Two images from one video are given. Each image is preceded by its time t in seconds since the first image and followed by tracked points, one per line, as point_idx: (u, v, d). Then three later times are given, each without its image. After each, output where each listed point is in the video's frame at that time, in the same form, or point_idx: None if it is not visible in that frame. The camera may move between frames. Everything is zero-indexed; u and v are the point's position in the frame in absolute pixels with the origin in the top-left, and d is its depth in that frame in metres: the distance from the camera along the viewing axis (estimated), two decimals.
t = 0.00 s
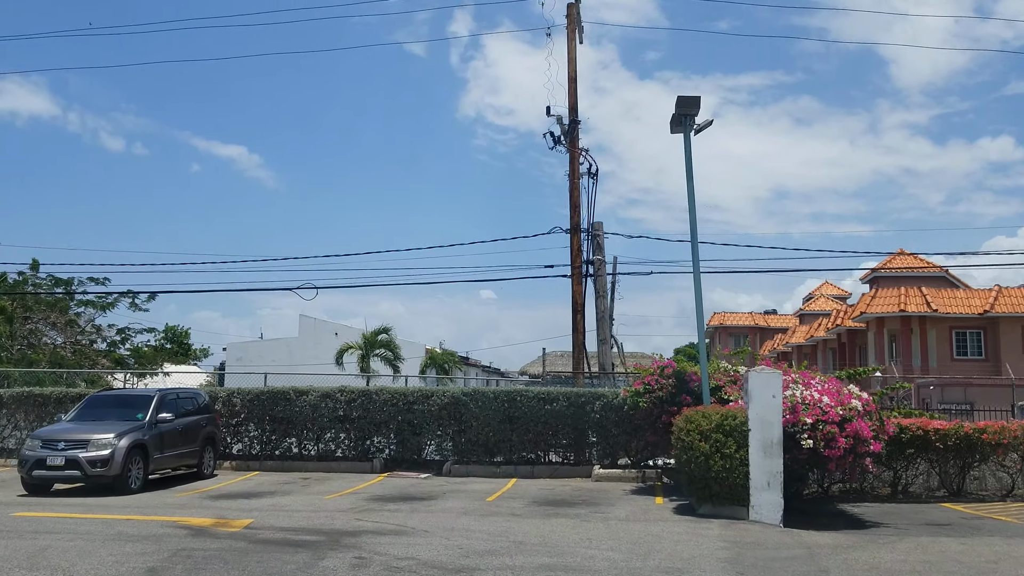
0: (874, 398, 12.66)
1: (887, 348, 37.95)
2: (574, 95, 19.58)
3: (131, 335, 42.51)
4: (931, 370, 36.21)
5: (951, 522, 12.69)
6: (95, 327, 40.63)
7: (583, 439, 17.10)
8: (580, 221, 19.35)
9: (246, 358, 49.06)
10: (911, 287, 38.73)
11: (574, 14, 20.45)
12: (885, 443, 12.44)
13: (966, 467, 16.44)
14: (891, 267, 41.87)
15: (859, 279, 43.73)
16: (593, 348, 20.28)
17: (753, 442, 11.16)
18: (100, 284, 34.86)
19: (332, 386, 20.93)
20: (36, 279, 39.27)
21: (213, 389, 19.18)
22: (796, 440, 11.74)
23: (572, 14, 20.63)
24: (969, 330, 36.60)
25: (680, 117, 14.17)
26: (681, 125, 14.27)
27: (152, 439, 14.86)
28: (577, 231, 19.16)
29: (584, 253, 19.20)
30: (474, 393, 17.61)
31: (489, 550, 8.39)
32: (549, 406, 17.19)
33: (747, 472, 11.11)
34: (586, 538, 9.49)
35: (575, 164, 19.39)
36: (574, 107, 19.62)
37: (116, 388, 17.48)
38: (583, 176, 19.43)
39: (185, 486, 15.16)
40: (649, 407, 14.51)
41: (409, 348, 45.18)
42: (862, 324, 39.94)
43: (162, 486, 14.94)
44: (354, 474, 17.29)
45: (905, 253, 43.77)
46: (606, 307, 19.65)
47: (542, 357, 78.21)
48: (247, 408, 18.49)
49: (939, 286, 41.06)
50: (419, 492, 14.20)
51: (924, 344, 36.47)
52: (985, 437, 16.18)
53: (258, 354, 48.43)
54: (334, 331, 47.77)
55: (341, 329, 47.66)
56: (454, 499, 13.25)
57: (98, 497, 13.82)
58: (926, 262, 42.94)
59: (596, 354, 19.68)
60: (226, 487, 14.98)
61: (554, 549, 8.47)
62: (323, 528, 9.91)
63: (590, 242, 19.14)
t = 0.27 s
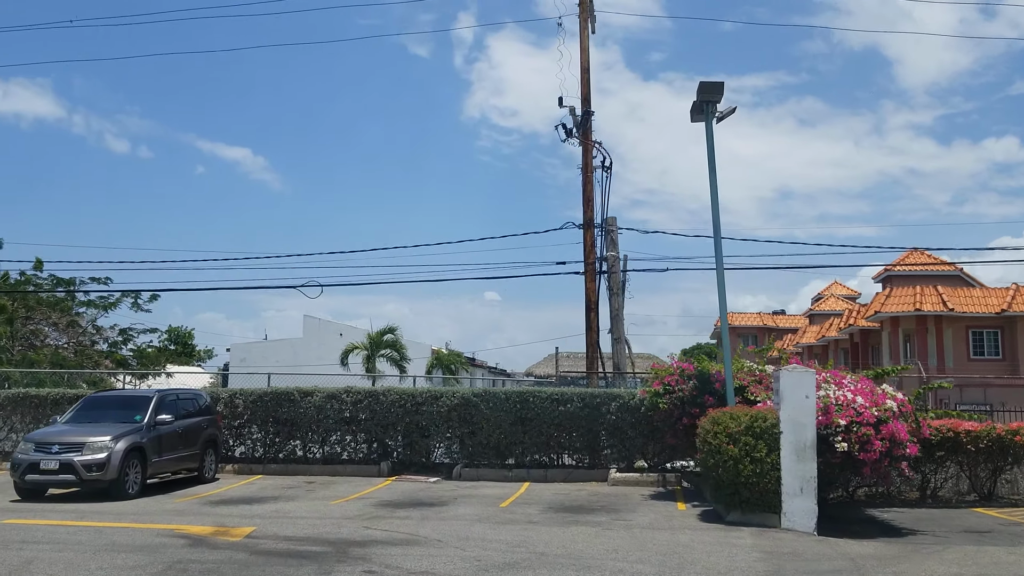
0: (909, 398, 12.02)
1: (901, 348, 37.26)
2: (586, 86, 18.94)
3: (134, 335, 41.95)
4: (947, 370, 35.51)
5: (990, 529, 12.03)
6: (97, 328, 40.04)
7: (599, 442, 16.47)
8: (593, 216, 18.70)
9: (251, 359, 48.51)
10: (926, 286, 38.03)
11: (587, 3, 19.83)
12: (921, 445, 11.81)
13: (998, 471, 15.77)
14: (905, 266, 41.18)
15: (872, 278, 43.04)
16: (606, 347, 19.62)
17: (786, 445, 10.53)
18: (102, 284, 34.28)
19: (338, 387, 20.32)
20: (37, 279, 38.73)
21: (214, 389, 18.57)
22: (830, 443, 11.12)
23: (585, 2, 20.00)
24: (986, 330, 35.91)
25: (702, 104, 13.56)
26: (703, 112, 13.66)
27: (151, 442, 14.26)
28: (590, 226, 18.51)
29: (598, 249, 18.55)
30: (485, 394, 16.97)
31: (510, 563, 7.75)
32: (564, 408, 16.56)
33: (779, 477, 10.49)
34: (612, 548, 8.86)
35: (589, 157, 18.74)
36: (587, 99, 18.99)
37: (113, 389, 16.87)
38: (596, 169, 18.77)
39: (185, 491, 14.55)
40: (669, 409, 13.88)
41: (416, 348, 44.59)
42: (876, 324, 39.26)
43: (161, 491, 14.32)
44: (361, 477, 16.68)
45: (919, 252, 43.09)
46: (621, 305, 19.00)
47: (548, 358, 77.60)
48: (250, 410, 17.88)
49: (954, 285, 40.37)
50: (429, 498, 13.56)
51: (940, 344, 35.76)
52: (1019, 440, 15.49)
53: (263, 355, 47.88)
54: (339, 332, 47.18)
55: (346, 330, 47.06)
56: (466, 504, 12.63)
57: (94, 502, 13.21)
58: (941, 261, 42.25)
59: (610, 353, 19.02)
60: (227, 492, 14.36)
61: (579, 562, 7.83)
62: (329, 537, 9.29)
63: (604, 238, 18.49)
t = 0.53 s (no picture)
0: (961, 398, 11.32)
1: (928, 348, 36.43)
2: (611, 76, 18.30)
3: (147, 335, 41.54)
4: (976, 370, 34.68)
5: None
6: (110, 328, 39.56)
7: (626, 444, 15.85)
8: (617, 210, 18.06)
9: (265, 359, 48.09)
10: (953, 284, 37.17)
11: None
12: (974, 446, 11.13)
13: None
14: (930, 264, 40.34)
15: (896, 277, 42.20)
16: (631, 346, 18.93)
17: (834, 449, 9.88)
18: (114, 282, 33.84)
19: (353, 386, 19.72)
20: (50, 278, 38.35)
21: (226, 389, 18.02)
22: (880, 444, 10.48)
23: None
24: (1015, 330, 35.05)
25: (738, 89, 12.89)
26: (739, 97, 13.02)
27: (161, 443, 13.70)
28: (614, 220, 17.87)
29: (623, 244, 17.91)
30: (506, 393, 16.32)
31: None
32: (589, 408, 15.91)
33: (826, 482, 9.86)
34: (652, 559, 8.24)
35: (613, 149, 18.10)
36: (610, 88, 18.35)
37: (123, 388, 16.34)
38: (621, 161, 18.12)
39: (196, 495, 14.00)
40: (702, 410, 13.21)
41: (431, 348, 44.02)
42: (901, 323, 38.45)
43: (170, 495, 13.75)
44: (379, 481, 16.09)
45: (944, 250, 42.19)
46: (646, 302, 18.31)
47: (563, 360, 77.03)
48: (263, 410, 17.31)
49: (981, 283, 39.52)
50: (451, 502, 12.96)
51: (968, 344, 34.90)
52: None
53: (277, 355, 47.44)
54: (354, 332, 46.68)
55: (361, 330, 46.52)
56: (490, 510, 12.02)
57: (101, 506, 12.66)
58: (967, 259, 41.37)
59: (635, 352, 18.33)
60: (240, 496, 13.80)
61: None
62: (347, 547, 8.69)
63: (628, 232, 17.83)
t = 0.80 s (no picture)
0: (1012, 399, 10.66)
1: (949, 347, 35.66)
2: (630, 65, 17.71)
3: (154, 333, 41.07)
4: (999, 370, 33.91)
5: None
6: (118, 327, 39.03)
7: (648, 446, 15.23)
8: (637, 203, 17.40)
9: (273, 358, 47.59)
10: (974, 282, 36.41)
11: None
12: None
13: None
14: (951, 262, 39.56)
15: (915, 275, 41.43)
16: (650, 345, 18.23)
17: (882, 453, 9.28)
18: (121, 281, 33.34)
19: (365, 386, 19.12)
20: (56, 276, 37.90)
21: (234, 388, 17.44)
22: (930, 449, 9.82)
23: None
24: None
25: (771, 73, 12.39)
26: (771, 82, 12.50)
27: (165, 445, 13.12)
28: (634, 213, 17.20)
29: (643, 238, 17.25)
30: (523, 393, 15.68)
31: None
32: (610, 409, 15.28)
33: (872, 489, 9.26)
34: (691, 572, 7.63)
35: (633, 140, 17.46)
36: (630, 77, 17.74)
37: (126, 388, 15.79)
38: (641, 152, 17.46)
39: (202, 499, 13.43)
40: (732, 412, 12.58)
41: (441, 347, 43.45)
42: (920, 322, 37.70)
43: (175, 499, 13.18)
44: (391, 483, 15.48)
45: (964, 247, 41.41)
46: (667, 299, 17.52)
47: (573, 360, 76.39)
48: (271, 410, 16.72)
49: (1002, 281, 38.74)
50: (467, 507, 12.34)
51: (990, 343, 34.14)
52: None
53: (285, 354, 46.92)
54: (363, 331, 46.14)
55: (370, 329, 45.95)
56: (510, 516, 11.42)
57: (103, 511, 12.09)
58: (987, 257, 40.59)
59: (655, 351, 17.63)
60: (247, 500, 13.21)
61: None
62: (363, 557, 8.11)
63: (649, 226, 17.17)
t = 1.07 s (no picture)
0: None
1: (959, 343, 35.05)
2: (640, 51, 17.10)
3: (151, 335, 40.42)
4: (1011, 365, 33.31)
5: None
6: (114, 329, 38.34)
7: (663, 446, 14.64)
8: (649, 194, 16.76)
9: (271, 360, 46.95)
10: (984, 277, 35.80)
11: None
12: None
13: None
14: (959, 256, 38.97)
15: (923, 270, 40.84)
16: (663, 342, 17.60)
17: (926, 453, 8.69)
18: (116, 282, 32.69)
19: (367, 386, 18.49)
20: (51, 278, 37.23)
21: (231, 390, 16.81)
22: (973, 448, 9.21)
23: None
24: None
25: (794, 53, 11.92)
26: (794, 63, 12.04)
27: (159, 450, 12.49)
28: (646, 205, 16.57)
29: (655, 230, 16.63)
30: (532, 393, 15.00)
31: None
32: (624, 408, 14.65)
33: (916, 491, 8.66)
34: None
35: (644, 129, 16.86)
36: (640, 64, 17.12)
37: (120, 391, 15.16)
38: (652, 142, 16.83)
39: (198, 506, 12.81)
40: (755, 411, 11.98)
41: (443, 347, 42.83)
42: (930, 317, 37.10)
43: (170, 507, 12.56)
44: (396, 488, 14.85)
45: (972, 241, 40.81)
46: (680, 294, 16.89)
47: (574, 359, 75.76)
48: (270, 413, 16.08)
49: (1012, 275, 38.15)
50: (477, 514, 11.72)
51: (1002, 338, 33.54)
52: None
53: (284, 356, 46.27)
54: (363, 331, 45.50)
55: (370, 329, 45.30)
56: (524, 522, 10.83)
57: (94, 521, 11.46)
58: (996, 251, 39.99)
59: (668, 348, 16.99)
60: (245, 507, 12.58)
61: None
62: (371, 571, 7.51)
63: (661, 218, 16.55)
